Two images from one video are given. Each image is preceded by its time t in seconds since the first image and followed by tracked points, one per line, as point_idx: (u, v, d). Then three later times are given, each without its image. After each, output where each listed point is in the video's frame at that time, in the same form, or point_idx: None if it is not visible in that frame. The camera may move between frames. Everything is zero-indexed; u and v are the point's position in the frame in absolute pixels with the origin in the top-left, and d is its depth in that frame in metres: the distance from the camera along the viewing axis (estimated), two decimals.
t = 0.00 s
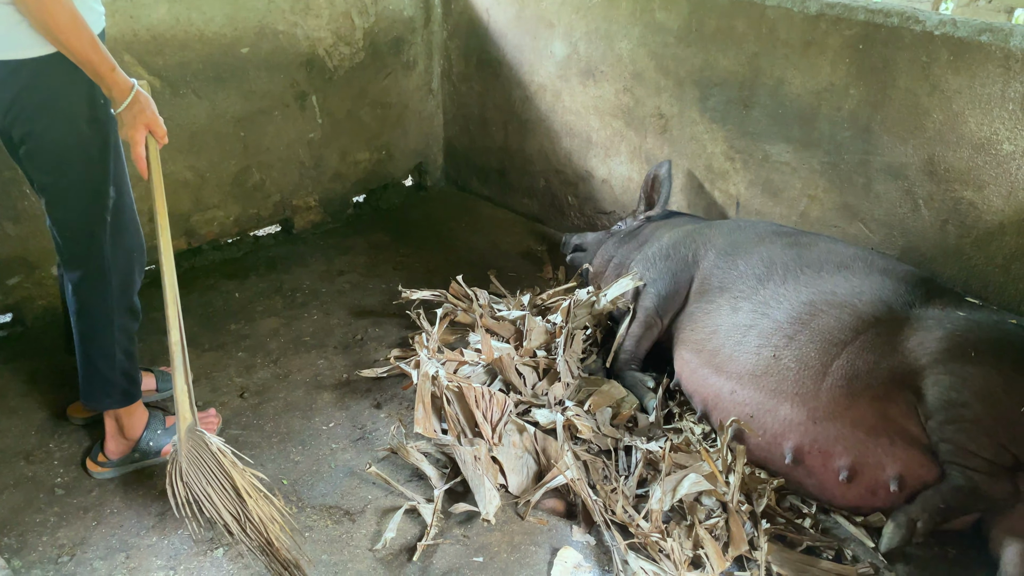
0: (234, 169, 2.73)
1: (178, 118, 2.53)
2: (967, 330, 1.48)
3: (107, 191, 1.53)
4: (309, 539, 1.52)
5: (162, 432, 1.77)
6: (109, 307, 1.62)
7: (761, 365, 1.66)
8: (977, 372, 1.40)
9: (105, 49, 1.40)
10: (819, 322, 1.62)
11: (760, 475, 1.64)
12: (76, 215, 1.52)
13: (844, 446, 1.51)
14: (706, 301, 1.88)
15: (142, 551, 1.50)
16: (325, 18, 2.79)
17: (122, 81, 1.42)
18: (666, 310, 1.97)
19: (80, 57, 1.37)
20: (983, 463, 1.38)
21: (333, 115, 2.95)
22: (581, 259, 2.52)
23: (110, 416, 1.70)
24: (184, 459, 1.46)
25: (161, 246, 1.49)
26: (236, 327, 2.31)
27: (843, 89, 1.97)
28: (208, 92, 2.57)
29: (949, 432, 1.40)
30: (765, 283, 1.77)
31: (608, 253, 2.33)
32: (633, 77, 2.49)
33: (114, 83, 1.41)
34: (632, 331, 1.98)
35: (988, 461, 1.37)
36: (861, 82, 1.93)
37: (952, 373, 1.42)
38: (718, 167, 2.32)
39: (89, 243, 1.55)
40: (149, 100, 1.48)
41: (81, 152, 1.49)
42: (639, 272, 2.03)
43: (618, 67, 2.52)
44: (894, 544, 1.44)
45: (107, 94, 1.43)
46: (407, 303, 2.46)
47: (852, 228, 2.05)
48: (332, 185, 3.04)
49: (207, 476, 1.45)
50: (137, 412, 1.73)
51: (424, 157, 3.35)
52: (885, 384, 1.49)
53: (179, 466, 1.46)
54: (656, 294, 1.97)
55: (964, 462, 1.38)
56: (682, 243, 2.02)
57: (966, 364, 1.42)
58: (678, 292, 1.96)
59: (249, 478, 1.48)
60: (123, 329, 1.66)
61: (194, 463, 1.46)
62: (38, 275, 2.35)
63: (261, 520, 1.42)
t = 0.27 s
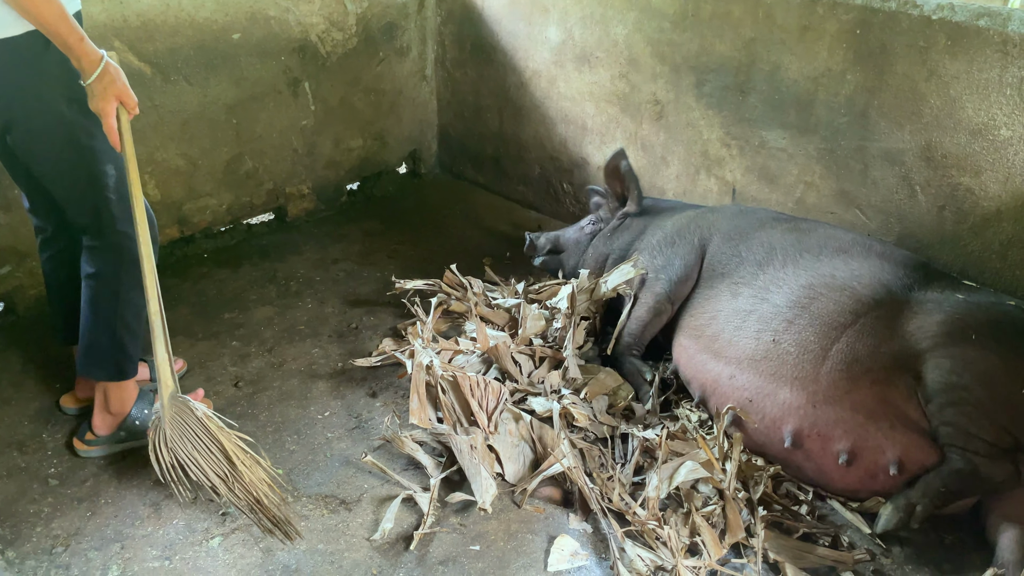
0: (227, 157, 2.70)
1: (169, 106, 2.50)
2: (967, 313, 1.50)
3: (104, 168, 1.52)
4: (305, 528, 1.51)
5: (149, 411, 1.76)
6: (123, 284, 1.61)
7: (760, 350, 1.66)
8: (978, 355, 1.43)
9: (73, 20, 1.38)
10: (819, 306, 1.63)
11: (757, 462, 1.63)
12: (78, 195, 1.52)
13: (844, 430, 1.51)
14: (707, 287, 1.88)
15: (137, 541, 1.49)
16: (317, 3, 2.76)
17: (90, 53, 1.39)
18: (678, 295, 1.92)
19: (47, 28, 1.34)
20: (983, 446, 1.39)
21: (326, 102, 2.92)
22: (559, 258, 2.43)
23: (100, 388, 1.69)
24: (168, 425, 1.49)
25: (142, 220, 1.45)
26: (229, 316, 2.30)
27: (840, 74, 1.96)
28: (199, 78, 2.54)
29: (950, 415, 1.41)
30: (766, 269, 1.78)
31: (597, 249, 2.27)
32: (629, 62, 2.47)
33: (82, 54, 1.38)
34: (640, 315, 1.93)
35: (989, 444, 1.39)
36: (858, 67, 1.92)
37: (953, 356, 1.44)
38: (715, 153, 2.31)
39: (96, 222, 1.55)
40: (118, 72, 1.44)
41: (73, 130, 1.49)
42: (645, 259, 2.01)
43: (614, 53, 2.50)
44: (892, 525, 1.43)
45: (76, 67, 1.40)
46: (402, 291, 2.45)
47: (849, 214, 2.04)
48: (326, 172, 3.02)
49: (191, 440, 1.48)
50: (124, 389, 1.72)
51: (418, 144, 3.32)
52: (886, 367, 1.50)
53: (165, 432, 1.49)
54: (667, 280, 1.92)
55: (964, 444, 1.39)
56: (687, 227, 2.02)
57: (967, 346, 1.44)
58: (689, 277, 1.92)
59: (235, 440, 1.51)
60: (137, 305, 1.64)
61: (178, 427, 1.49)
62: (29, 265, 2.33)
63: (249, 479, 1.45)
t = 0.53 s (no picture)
0: (220, 146, 2.68)
1: (162, 94, 2.47)
2: (963, 302, 1.51)
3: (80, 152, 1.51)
4: (301, 518, 1.51)
5: (109, 392, 1.77)
6: (93, 266, 1.62)
7: (756, 340, 1.66)
8: (973, 346, 1.43)
9: None
10: (815, 296, 1.63)
11: (752, 451, 1.63)
12: (51, 177, 1.52)
13: (839, 419, 1.51)
14: (706, 278, 1.89)
15: (133, 532, 1.48)
16: None
17: (72, 33, 1.37)
18: (684, 278, 1.90)
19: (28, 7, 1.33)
20: (975, 436, 1.39)
21: (320, 90, 2.90)
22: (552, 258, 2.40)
23: (60, 369, 1.71)
24: (165, 400, 1.53)
25: (127, 204, 1.46)
26: (224, 306, 2.28)
27: (837, 61, 1.95)
28: (191, 67, 2.51)
29: (941, 404, 1.41)
30: (763, 259, 1.78)
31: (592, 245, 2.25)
32: (624, 50, 2.45)
33: (65, 34, 1.36)
34: (652, 295, 1.87)
35: (982, 434, 1.39)
36: (855, 55, 1.91)
37: (948, 346, 1.44)
38: (711, 141, 2.30)
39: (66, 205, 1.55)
40: (100, 53, 1.43)
41: (58, 114, 1.48)
42: (648, 245, 1.99)
43: (610, 40, 2.49)
44: (878, 510, 1.42)
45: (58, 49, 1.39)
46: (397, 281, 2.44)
47: (845, 202, 2.04)
48: (320, 161, 3.00)
49: (191, 414, 1.53)
50: (86, 372, 1.72)
51: (412, 132, 3.31)
52: (881, 357, 1.50)
53: (163, 406, 1.53)
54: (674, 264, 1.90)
55: (954, 433, 1.39)
56: (685, 214, 2.01)
57: (963, 336, 1.44)
58: (693, 262, 1.91)
59: (235, 411, 1.56)
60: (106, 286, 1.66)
61: (176, 402, 1.53)
62: (22, 255, 2.31)
63: (252, 449, 1.53)
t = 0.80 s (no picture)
0: (216, 137, 2.67)
1: (157, 85, 2.46)
2: (962, 296, 1.51)
3: (54, 146, 1.48)
4: (300, 510, 1.51)
5: (105, 388, 1.76)
6: (54, 263, 1.56)
7: (753, 331, 1.66)
8: (973, 340, 1.43)
9: None
10: (812, 287, 1.63)
11: (750, 442, 1.64)
12: (22, 167, 1.48)
13: (836, 411, 1.51)
14: (701, 269, 1.88)
15: (130, 525, 1.48)
16: None
17: (78, 22, 1.41)
18: (676, 271, 1.91)
19: None
20: (976, 432, 1.39)
21: (316, 81, 2.89)
22: (551, 241, 2.46)
23: (53, 369, 1.70)
24: (180, 380, 1.59)
25: (134, 195, 1.49)
26: (220, 298, 2.28)
27: (835, 52, 1.94)
28: (186, 57, 2.50)
29: (943, 400, 1.42)
30: (760, 250, 1.78)
31: (592, 233, 2.30)
32: (622, 40, 2.44)
33: (72, 24, 1.40)
34: (645, 292, 1.88)
35: (983, 429, 1.39)
36: (853, 45, 1.90)
37: (947, 340, 1.45)
38: (708, 132, 2.30)
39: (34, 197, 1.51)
40: (103, 42, 1.47)
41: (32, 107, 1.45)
42: (639, 242, 2.01)
43: (607, 31, 2.47)
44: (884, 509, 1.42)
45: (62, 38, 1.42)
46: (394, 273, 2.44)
47: (842, 193, 2.04)
48: (316, 153, 2.99)
49: (207, 391, 1.60)
50: (81, 369, 1.71)
51: (409, 124, 3.29)
52: (879, 349, 1.50)
53: (177, 385, 1.59)
54: (664, 258, 1.92)
55: (956, 430, 1.40)
56: (680, 207, 2.02)
57: (961, 330, 1.45)
58: (686, 256, 1.92)
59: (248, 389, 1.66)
60: (69, 285, 1.60)
61: (191, 381, 1.60)
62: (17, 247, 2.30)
63: (268, 421, 1.62)
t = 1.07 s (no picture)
0: (213, 132, 2.66)
1: (153, 79, 2.45)
2: (964, 295, 1.49)
3: (40, 147, 1.47)
4: (298, 504, 1.51)
5: (102, 383, 1.76)
6: (39, 263, 1.55)
7: (753, 327, 1.66)
8: (976, 340, 1.41)
9: None
10: (813, 284, 1.63)
11: (748, 435, 1.64)
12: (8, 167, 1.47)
13: (836, 407, 1.51)
14: (700, 264, 1.88)
15: (128, 519, 1.48)
16: None
17: (72, 22, 1.38)
18: (674, 269, 1.90)
19: None
20: (982, 434, 1.38)
21: (313, 75, 2.88)
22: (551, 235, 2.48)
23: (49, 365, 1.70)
24: (189, 373, 1.63)
25: (136, 194, 1.48)
26: (218, 293, 2.27)
27: (833, 45, 1.94)
28: (182, 51, 2.49)
29: (947, 400, 1.40)
30: (760, 247, 1.78)
31: (591, 227, 2.32)
32: (620, 34, 2.44)
33: (66, 24, 1.37)
34: (640, 293, 1.87)
35: (988, 431, 1.38)
36: (851, 38, 1.90)
37: (950, 340, 1.43)
38: (707, 126, 2.29)
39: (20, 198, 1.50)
40: (97, 42, 1.44)
41: (18, 106, 1.44)
42: (636, 239, 2.01)
43: (605, 24, 2.47)
44: (893, 514, 1.40)
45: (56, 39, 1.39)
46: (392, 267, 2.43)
47: (840, 186, 2.04)
48: (314, 147, 2.98)
49: (216, 382, 1.64)
50: (76, 365, 1.72)
51: (406, 118, 3.29)
52: (879, 346, 1.50)
53: (185, 380, 1.62)
54: (660, 254, 1.91)
55: (962, 433, 1.38)
56: (677, 203, 2.02)
57: (963, 329, 1.43)
58: (683, 253, 1.92)
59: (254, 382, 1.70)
60: (55, 285, 1.59)
61: (199, 375, 1.63)
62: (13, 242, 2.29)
63: (277, 408, 1.66)
